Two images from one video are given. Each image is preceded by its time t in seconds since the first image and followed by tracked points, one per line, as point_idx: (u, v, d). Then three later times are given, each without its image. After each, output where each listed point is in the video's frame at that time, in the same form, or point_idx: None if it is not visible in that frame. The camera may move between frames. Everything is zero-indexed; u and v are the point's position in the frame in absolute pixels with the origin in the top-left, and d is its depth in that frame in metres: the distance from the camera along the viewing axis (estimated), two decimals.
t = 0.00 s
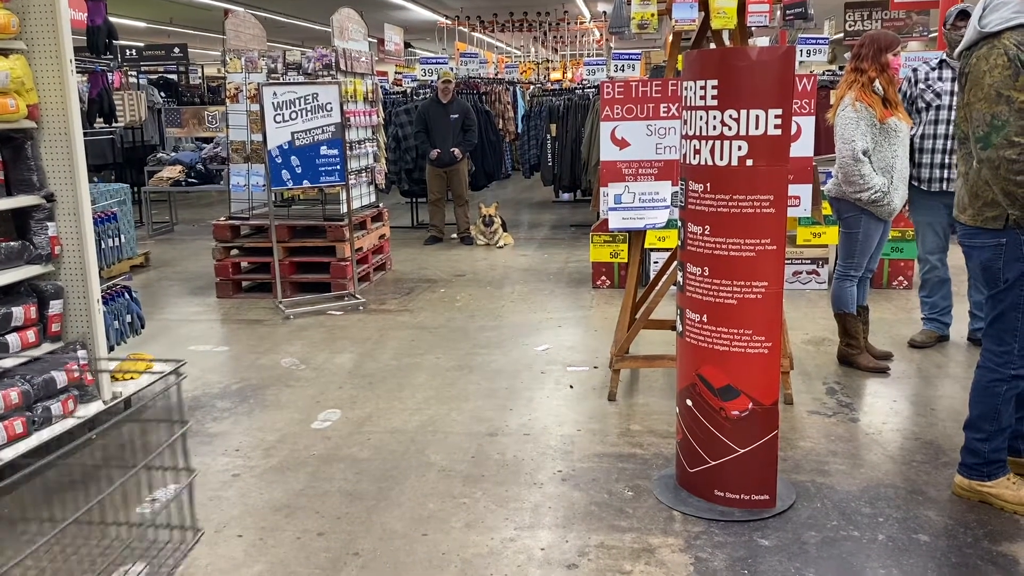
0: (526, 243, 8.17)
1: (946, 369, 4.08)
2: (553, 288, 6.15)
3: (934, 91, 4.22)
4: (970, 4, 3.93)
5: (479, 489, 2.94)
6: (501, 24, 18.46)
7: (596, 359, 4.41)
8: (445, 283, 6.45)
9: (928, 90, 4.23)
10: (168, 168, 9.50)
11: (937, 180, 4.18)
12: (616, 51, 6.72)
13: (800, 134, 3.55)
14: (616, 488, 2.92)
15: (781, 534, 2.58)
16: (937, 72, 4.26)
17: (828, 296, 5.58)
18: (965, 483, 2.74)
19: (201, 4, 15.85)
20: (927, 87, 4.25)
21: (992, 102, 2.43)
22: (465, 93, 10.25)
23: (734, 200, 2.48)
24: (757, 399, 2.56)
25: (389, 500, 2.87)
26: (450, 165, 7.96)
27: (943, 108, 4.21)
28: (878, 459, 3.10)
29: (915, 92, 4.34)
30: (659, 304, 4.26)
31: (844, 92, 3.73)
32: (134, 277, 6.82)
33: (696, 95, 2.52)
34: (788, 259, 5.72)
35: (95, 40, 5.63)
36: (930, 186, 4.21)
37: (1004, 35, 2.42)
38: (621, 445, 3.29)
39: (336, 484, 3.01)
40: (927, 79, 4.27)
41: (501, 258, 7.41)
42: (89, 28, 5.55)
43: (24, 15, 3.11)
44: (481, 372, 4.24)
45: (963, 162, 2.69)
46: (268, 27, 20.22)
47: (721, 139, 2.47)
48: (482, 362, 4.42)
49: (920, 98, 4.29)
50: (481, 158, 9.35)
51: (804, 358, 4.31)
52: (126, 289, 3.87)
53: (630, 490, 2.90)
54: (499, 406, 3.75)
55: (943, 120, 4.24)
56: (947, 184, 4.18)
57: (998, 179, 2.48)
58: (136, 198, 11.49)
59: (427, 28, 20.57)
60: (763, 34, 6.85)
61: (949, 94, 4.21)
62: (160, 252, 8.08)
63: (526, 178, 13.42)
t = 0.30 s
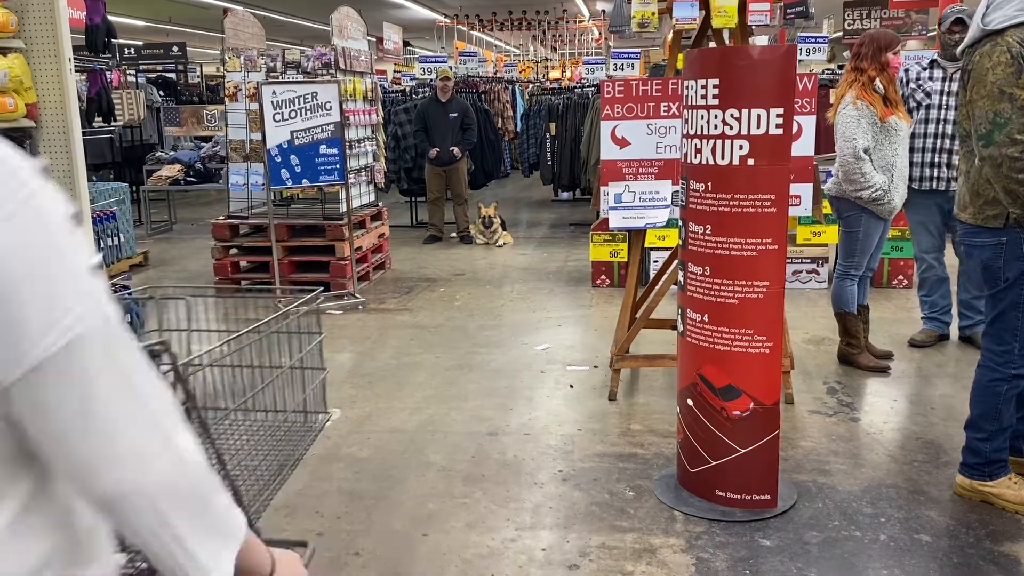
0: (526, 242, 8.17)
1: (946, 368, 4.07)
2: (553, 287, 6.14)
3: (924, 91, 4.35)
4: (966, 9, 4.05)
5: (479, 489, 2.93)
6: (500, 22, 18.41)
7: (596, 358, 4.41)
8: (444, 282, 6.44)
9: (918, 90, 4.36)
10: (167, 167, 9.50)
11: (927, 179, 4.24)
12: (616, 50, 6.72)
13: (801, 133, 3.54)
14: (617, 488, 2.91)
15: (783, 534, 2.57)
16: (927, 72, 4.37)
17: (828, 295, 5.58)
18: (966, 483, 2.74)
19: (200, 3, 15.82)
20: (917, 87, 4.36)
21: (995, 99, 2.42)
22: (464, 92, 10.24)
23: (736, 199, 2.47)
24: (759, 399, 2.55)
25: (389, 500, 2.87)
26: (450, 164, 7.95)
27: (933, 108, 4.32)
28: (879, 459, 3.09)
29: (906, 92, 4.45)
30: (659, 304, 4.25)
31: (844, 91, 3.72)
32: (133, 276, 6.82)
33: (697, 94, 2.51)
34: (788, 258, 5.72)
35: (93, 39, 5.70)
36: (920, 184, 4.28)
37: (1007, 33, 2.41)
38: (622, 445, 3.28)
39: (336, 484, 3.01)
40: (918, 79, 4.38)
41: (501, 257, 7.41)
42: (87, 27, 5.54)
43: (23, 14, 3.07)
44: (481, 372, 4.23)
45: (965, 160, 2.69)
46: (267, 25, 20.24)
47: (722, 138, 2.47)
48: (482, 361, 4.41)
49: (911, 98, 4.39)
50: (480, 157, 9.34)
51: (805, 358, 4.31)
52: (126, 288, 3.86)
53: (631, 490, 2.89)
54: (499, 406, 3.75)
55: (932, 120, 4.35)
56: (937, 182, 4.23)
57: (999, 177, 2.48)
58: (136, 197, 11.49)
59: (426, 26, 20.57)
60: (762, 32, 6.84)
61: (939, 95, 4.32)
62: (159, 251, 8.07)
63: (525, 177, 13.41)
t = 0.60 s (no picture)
0: (525, 241, 8.16)
1: (946, 368, 4.07)
2: (552, 286, 6.14)
3: (922, 91, 4.37)
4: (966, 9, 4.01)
5: (479, 489, 2.93)
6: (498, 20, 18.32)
7: (596, 358, 4.41)
8: (443, 281, 6.43)
9: (917, 89, 4.39)
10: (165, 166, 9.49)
11: (922, 178, 4.25)
12: (615, 49, 6.71)
13: (802, 132, 3.54)
14: (617, 488, 2.91)
15: (783, 534, 2.57)
16: (927, 71, 4.40)
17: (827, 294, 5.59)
18: (967, 483, 2.73)
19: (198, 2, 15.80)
20: (917, 86, 4.39)
21: (999, 98, 2.41)
22: (462, 91, 10.24)
23: (737, 199, 2.46)
24: (759, 399, 2.55)
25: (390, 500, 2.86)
26: (449, 163, 7.95)
27: (931, 107, 4.33)
28: (879, 458, 3.09)
29: (906, 91, 4.48)
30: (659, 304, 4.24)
31: (843, 90, 3.72)
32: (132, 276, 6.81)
33: (697, 93, 2.51)
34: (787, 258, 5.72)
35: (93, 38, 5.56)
36: (915, 183, 4.29)
37: (1012, 32, 2.41)
38: (622, 444, 3.28)
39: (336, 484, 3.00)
40: (918, 78, 4.40)
41: (500, 257, 7.40)
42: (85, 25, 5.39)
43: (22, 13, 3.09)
44: (480, 371, 4.23)
45: (968, 160, 2.68)
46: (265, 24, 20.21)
47: (723, 138, 2.46)
48: (482, 361, 4.41)
49: (909, 97, 4.42)
50: (479, 156, 9.33)
51: (804, 357, 4.31)
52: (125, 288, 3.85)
53: (631, 490, 2.89)
54: (499, 406, 3.74)
55: (929, 119, 4.35)
56: (932, 181, 4.24)
57: (1003, 177, 2.47)
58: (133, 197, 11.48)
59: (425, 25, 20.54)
60: (761, 31, 6.85)
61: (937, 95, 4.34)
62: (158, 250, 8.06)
63: (524, 176, 13.41)
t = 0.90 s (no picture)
0: (524, 241, 8.17)
1: (943, 367, 4.08)
2: (550, 286, 6.14)
3: (920, 91, 4.35)
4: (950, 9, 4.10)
5: (478, 488, 2.94)
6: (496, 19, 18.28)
7: (595, 357, 4.42)
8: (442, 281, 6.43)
9: (914, 89, 4.37)
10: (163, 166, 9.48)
11: (922, 177, 4.29)
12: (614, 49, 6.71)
13: (799, 132, 3.55)
14: (615, 487, 2.92)
15: (781, 532, 2.58)
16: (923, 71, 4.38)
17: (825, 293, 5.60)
18: (964, 482, 2.74)
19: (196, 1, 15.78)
20: (914, 87, 4.37)
21: (999, 98, 2.42)
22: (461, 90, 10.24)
23: (734, 199, 2.47)
24: (757, 398, 2.56)
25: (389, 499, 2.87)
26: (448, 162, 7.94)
27: (929, 107, 4.32)
28: (877, 457, 3.10)
29: (903, 91, 4.46)
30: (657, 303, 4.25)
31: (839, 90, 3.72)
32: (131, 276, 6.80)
33: (695, 93, 2.51)
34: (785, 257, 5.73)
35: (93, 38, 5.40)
36: (915, 182, 4.33)
37: (1012, 32, 2.41)
38: (620, 444, 3.29)
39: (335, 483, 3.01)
40: (915, 79, 4.39)
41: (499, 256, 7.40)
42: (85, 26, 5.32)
43: (21, 13, 3.10)
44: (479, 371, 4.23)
45: (967, 159, 2.69)
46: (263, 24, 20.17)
47: (721, 138, 2.47)
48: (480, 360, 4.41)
49: (906, 97, 4.40)
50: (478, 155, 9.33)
51: (802, 356, 4.32)
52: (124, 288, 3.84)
53: (630, 489, 2.90)
54: (497, 405, 3.75)
55: (929, 119, 4.33)
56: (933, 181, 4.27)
57: (1001, 177, 2.47)
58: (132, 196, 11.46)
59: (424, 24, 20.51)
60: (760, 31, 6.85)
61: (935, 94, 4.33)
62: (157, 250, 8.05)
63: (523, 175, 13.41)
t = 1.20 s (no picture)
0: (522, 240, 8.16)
1: (940, 366, 4.09)
2: (549, 286, 6.14)
3: (916, 90, 4.36)
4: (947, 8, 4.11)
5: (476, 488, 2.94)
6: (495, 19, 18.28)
7: (593, 356, 4.42)
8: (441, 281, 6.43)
9: (911, 89, 4.38)
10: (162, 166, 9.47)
11: (917, 176, 4.29)
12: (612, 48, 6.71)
13: (796, 132, 3.56)
14: (613, 486, 2.92)
15: (777, 531, 2.59)
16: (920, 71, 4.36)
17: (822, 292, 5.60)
18: (961, 481, 2.75)
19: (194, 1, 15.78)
20: (910, 86, 4.37)
21: (995, 99, 2.41)
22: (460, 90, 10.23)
23: (731, 198, 2.47)
24: (753, 398, 2.57)
25: (386, 499, 2.87)
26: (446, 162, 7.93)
27: (925, 107, 4.32)
28: (874, 456, 3.11)
29: (900, 91, 4.47)
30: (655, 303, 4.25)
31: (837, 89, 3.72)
32: (128, 275, 6.80)
33: (692, 93, 2.52)
34: (783, 257, 5.74)
35: (88, 39, 5.37)
36: (910, 182, 4.33)
37: (1008, 33, 2.40)
38: (618, 443, 3.29)
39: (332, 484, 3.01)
40: (911, 79, 4.38)
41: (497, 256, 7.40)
42: (81, 26, 5.28)
43: (17, 13, 3.10)
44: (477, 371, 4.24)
45: (963, 159, 2.70)
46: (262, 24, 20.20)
47: (717, 137, 2.47)
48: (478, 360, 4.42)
49: (903, 97, 4.40)
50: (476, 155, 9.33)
51: (800, 356, 4.33)
52: (121, 288, 3.85)
53: (627, 488, 2.90)
54: (495, 405, 3.75)
55: (924, 119, 4.36)
56: (926, 180, 4.27)
57: (999, 177, 2.45)
58: (130, 196, 11.44)
59: (422, 24, 20.51)
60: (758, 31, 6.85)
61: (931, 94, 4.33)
62: (155, 250, 8.03)
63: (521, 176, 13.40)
